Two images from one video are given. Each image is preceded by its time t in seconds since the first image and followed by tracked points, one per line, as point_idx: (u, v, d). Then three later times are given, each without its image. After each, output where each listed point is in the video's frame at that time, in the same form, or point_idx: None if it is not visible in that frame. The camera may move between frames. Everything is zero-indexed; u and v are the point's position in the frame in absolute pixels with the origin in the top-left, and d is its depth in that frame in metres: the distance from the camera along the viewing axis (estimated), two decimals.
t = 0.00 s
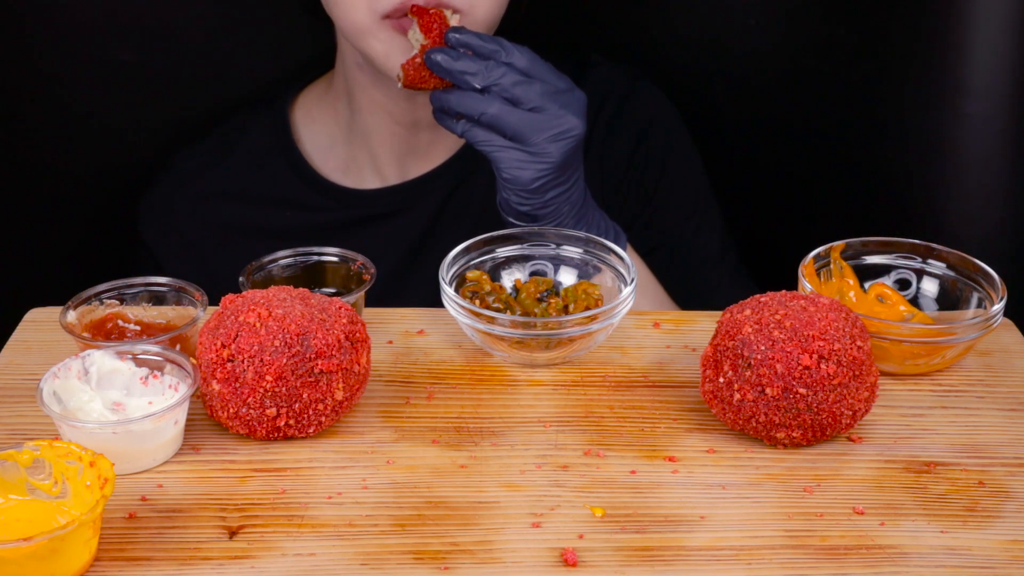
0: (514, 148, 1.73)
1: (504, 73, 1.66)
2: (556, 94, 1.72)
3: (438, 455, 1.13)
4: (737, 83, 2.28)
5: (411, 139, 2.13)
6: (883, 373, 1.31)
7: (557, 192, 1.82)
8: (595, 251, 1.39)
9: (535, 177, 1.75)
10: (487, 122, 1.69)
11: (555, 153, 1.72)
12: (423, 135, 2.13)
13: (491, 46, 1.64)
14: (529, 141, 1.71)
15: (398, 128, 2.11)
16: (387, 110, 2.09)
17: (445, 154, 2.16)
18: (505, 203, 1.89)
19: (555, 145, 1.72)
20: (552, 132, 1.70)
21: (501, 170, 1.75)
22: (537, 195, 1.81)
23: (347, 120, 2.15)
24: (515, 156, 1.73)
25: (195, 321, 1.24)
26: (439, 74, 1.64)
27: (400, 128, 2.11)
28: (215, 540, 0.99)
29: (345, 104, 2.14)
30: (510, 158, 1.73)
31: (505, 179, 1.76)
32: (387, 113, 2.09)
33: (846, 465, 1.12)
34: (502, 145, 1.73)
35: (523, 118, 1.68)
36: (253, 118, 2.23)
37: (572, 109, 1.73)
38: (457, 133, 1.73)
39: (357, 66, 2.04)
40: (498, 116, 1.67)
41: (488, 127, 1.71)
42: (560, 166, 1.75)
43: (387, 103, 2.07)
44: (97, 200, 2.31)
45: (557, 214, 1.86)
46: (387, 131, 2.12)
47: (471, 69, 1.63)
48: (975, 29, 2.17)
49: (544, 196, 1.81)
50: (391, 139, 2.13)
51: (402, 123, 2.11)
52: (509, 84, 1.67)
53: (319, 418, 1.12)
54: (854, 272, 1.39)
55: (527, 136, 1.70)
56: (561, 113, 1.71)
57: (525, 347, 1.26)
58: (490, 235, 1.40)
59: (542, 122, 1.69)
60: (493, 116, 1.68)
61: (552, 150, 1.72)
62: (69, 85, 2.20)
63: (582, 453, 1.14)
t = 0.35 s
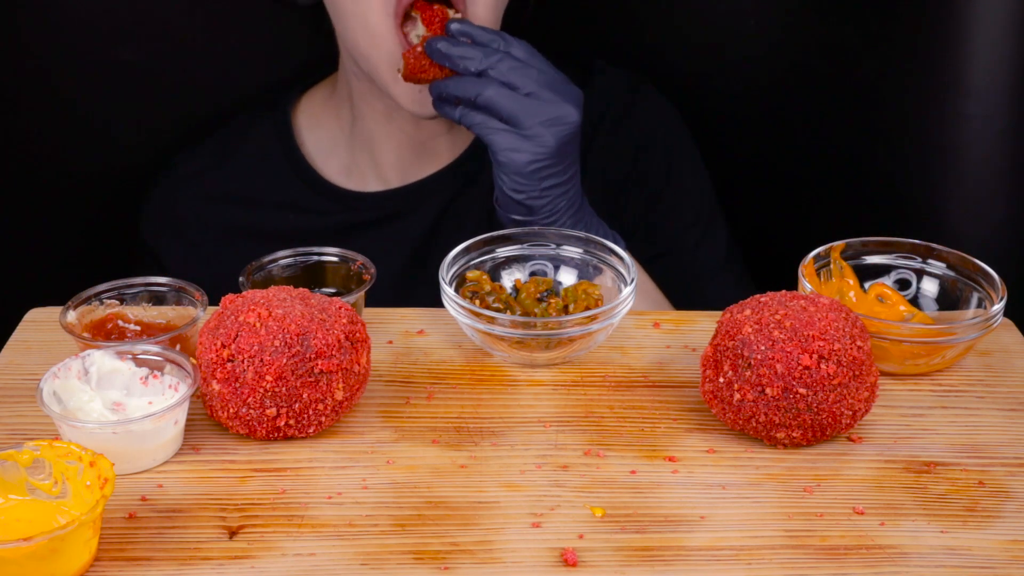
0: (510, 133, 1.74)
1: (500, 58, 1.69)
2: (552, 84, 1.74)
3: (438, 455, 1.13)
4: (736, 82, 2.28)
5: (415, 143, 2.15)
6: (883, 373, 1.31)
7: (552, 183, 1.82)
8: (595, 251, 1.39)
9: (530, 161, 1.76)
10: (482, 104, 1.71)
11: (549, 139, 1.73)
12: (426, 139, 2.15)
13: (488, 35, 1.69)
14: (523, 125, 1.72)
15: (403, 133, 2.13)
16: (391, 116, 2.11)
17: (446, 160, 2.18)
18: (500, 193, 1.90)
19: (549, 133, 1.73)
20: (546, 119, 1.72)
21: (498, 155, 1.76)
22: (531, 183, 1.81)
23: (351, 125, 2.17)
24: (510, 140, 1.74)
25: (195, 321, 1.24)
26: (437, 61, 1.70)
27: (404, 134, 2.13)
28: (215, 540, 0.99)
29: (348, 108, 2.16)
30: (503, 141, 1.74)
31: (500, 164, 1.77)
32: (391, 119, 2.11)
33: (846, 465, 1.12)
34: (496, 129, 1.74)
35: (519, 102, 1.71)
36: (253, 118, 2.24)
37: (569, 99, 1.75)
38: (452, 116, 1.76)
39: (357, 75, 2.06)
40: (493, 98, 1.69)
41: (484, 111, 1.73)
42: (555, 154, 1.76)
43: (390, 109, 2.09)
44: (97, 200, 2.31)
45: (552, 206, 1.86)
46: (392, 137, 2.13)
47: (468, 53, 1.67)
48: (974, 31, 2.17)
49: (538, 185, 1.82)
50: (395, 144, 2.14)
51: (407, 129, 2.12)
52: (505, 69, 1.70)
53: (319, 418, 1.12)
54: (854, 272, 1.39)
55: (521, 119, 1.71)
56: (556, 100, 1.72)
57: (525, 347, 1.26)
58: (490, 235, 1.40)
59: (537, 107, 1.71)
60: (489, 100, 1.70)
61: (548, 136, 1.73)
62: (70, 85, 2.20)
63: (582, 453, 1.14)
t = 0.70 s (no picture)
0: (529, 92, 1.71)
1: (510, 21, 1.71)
2: (560, 43, 1.76)
3: (438, 455, 1.13)
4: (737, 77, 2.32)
5: (415, 150, 2.12)
6: (883, 373, 1.31)
7: (577, 141, 1.77)
8: (595, 252, 1.39)
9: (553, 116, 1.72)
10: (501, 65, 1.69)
11: (569, 91, 1.72)
12: (427, 147, 2.13)
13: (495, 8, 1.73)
14: (542, 79, 1.71)
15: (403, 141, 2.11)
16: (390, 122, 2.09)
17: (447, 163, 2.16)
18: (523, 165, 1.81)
19: (569, 85, 1.72)
20: (563, 70, 1.72)
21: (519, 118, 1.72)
22: (558, 141, 1.75)
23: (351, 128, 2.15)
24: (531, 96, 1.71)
25: (195, 321, 1.24)
26: (449, 39, 1.70)
27: (403, 140, 2.11)
28: (215, 540, 0.99)
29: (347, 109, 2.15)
30: (526, 98, 1.71)
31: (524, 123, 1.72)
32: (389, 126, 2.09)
33: (846, 465, 1.12)
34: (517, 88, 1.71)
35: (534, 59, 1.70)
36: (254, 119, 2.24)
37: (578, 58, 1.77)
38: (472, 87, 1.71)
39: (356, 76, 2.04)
40: (511, 54, 1.68)
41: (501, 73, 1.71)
42: (577, 108, 1.74)
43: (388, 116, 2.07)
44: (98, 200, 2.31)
45: (581, 168, 1.79)
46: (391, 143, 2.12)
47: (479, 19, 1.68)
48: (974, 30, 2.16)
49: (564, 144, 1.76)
50: (394, 150, 2.13)
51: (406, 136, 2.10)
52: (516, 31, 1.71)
53: (319, 418, 1.12)
54: (854, 272, 1.39)
55: (540, 73, 1.70)
56: (567, 54, 1.74)
57: (525, 347, 1.26)
58: (490, 235, 1.40)
59: (553, 63, 1.71)
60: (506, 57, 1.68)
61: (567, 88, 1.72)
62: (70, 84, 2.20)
63: (582, 453, 1.14)
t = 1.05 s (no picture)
0: (534, 123, 1.73)
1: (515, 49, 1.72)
2: (569, 66, 1.75)
3: (438, 455, 1.13)
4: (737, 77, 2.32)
5: (414, 149, 2.12)
6: (883, 373, 1.31)
7: (582, 168, 1.79)
8: (595, 252, 1.39)
9: (558, 147, 1.73)
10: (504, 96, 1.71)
11: (576, 120, 1.72)
12: (427, 146, 2.12)
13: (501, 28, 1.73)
14: (547, 110, 1.71)
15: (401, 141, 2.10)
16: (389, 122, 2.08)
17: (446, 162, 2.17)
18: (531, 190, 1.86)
19: (574, 113, 1.72)
20: (569, 99, 1.72)
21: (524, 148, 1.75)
22: (563, 169, 1.78)
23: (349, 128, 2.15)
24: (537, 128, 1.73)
25: (195, 321, 1.24)
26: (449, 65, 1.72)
27: (403, 140, 2.10)
28: (215, 540, 0.99)
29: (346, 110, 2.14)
30: (532, 129, 1.73)
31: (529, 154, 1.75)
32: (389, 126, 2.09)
33: (846, 465, 1.12)
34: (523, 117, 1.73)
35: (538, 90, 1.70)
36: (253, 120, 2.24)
37: (588, 81, 1.76)
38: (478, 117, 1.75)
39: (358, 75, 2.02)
40: (514, 85, 1.70)
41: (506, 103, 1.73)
42: (583, 137, 1.75)
43: (388, 115, 2.06)
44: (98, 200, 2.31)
45: (586, 194, 1.82)
46: (390, 142, 2.11)
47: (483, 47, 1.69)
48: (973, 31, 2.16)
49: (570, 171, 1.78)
50: (393, 150, 2.12)
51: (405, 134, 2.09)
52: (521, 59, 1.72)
53: (319, 418, 1.12)
54: (854, 272, 1.39)
55: (545, 104, 1.71)
56: (576, 81, 1.73)
57: (525, 347, 1.27)
58: (490, 235, 1.40)
59: (558, 92, 1.71)
60: (509, 90, 1.70)
61: (573, 119, 1.72)
62: (70, 84, 2.20)
63: (582, 453, 1.14)
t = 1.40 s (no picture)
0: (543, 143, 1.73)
1: (522, 65, 1.71)
2: (576, 80, 1.74)
3: (438, 455, 1.13)
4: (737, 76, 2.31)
5: (416, 147, 2.12)
6: (883, 373, 1.31)
7: (590, 185, 1.80)
8: (595, 252, 1.39)
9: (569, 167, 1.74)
10: (512, 115, 1.70)
11: (585, 140, 1.72)
12: (428, 143, 2.12)
13: (508, 40, 1.70)
14: (556, 130, 1.71)
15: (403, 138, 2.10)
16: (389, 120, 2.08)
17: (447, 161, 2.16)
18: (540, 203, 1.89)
19: (583, 132, 1.72)
20: (577, 118, 1.71)
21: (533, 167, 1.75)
22: (572, 188, 1.79)
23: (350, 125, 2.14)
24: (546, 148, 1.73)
25: (195, 321, 1.24)
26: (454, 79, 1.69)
27: (404, 137, 2.10)
28: (215, 540, 0.99)
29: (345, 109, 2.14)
30: (542, 149, 1.73)
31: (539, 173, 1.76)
32: (390, 123, 2.09)
33: (846, 465, 1.12)
34: (532, 136, 1.73)
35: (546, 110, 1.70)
36: (254, 120, 2.25)
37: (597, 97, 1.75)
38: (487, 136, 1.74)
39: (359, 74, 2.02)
40: (521, 105, 1.69)
41: (514, 122, 1.72)
42: (593, 155, 1.75)
43: (389, 113, 2.06)
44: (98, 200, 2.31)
45: (595, 209, 1.84)
46: (391, 140, 2.11)
47: (490, 64, 1.68)
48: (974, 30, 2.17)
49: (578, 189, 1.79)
50: (394, 147, 2.12)
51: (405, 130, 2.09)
52: (528, 76, 1.71)
53: (319, 418, 1.12)
54: (854, 272, 1.39)
55: (554, 124, 1.71)
56: (584, 99, 1.72)
57: (525, 347, 1.26)
58: (489, 235, 1.40)
59: (567, 111, 1.71)
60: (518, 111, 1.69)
61: (582, 140, 1.72)
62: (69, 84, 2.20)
63: (582, 453, 1.14)
